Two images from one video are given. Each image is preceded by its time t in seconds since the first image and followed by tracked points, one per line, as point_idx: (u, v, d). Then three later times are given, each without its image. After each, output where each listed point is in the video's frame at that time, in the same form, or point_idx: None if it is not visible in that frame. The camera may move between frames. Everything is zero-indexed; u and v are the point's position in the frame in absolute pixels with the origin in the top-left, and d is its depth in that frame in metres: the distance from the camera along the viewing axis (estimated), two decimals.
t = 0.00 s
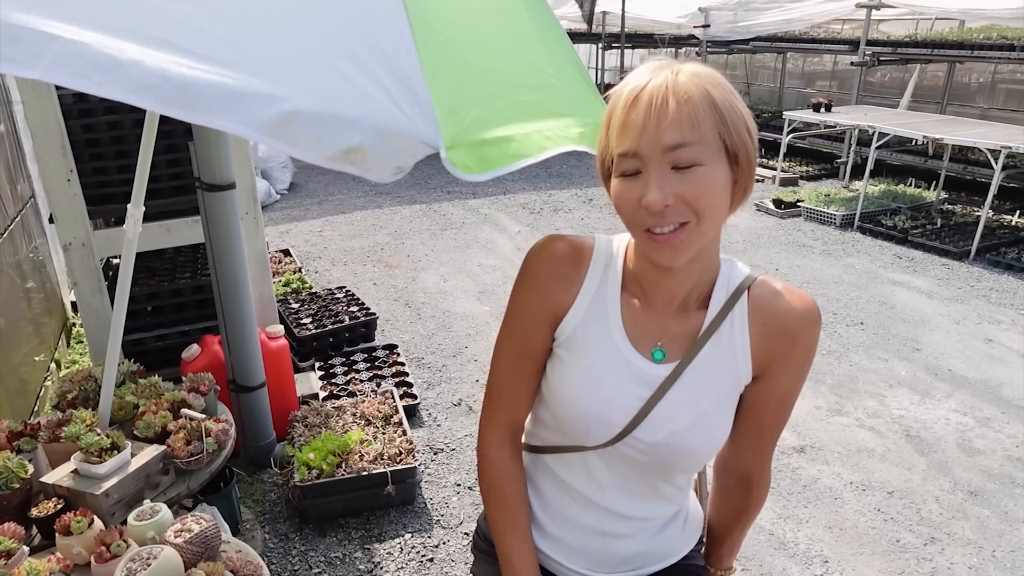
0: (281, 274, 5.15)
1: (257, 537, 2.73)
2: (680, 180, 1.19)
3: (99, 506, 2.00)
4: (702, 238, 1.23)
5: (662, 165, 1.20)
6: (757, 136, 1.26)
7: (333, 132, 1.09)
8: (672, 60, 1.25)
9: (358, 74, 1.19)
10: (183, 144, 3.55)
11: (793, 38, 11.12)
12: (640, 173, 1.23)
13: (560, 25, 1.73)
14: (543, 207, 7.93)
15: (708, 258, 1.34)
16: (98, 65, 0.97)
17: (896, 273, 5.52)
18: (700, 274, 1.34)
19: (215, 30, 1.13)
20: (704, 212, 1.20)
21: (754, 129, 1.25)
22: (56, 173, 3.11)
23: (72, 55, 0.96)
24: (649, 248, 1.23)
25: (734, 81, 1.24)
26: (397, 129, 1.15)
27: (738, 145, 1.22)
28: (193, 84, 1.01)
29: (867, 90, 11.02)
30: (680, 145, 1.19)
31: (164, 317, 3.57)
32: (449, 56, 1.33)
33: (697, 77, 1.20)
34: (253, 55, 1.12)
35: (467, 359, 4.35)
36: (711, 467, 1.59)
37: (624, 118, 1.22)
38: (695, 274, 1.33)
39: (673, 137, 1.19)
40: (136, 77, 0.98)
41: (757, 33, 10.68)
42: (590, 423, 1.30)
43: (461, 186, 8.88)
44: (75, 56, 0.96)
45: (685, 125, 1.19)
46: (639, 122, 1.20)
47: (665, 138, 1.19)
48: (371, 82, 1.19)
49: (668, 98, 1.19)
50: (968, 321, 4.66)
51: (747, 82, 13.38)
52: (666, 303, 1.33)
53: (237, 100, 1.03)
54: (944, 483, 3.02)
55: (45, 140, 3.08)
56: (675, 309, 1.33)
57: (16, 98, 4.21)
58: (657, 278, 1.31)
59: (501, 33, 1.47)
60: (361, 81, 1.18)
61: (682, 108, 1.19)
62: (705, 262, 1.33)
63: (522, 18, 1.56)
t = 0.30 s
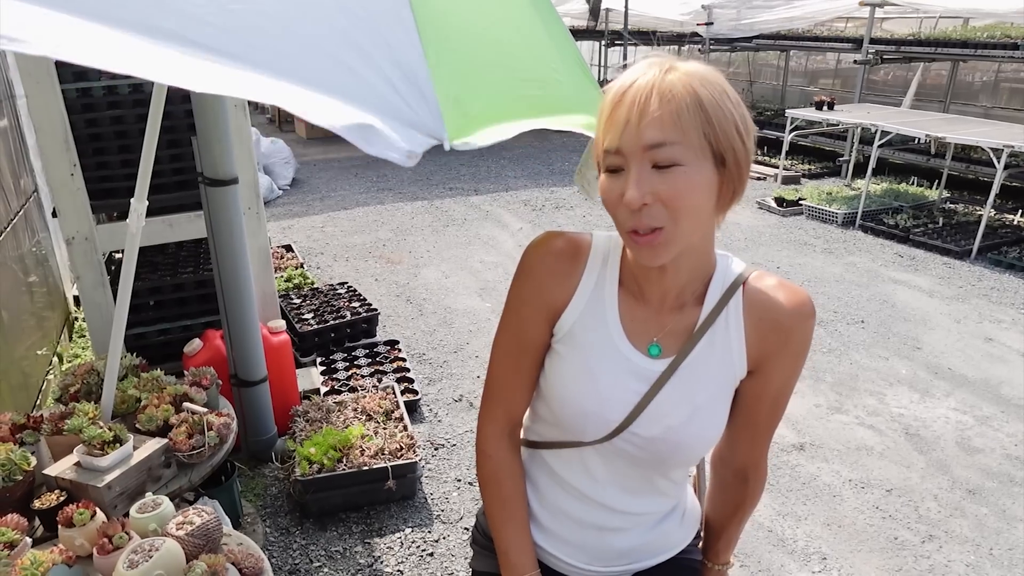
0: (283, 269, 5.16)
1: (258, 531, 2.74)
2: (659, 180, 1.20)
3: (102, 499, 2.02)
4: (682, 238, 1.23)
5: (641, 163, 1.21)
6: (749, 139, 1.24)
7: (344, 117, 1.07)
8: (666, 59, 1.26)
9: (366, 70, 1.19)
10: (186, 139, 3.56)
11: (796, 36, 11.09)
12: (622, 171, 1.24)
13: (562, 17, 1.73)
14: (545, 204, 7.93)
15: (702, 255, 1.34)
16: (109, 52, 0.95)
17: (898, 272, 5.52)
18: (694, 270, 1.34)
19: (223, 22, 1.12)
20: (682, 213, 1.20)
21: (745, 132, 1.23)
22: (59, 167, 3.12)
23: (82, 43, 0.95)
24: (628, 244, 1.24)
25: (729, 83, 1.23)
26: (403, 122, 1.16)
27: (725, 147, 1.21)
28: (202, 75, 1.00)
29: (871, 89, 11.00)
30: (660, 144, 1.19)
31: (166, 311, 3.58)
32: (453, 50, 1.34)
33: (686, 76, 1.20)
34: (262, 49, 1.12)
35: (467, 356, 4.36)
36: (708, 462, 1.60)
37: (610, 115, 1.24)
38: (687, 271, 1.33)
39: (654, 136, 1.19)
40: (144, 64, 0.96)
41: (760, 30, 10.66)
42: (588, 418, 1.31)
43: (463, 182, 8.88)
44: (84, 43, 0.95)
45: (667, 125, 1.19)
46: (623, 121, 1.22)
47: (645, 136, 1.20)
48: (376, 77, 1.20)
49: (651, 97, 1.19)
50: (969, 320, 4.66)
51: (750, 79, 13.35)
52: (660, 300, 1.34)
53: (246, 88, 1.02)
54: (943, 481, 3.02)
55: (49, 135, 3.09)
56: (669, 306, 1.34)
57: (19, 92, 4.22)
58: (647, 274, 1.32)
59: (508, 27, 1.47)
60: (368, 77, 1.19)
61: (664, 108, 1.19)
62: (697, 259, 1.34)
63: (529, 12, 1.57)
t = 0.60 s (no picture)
0: (283, 268, 5.17)
1: (258, 530, 2.75)
2: (641, 190, 1.20)
3: (101, 497, 2.02)
4: (667, 247, 1.24)
5: (625, 172, 1.21)
6: (738, 143, 1.23)
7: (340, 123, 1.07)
8: (654, 62, 1.25)
9: (364, 70, 1.19)
10: (187, 139, 3.57)
11: (798, 36, 11.09)
12: (608, 180, 1.25)
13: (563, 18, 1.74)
14: (546, 204, 7.94)
15: (696, 258, 1.34)
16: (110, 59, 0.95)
17: (898, 273, 5.52)
18: (688, 272, 1.35)
19: (223, 23, 1.13)
20: (666, 222, 1.21)
21: (733, 136, 1.22)
22: (60, 166, 3.12)
23: (83, 46, 0.95)
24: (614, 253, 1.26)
25: (717, 86, 1.22)
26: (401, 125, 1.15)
27: (710, 153, 1.20)
28: (201, 77, 1.00)
29: (872, 90, 11.00)
30: (642, 155, 1.20)
31: (166, 310, 3.59)
32: (451, 52, 1.35)
33: (669, 83, 1.20)
34: (262, 50, 1.13)
35: (467, 355, 4.36)
36: (706, 462, 1.60)
37: (595, 124, 1.25)
38: (680, 274, 1.34)
39: (635, 147, 1.20)
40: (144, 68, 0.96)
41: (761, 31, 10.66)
42: (584, 418, 1.32)
43: (464, 182, 8.89)
44: (84, 48, 0.95)
45: (649, 134, 1.19)
46: (607, 130, 1.23)
47: (627, 146, 1.20)
48: (375, 78, 1.19)
49: (632, 107, 1.20)
50: (969, 321, 4.65)
51: (751, 80, 13.34)
52: (654, 301, 1.34)
53: (243, 91, 1.03)
54: (942, 482, 3.02)
55: (50, 134, 3.09)
56: (663, 307, 1.34)
57: (21, 91, 4.23)
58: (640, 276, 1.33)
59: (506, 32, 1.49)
60: (367, 77, 1.18)
61: (646, 117, 1.19)
62: (691, 261, 1.34)
63: (528, 15, 1.58)
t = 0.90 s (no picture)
0: (284, 268, 5.17)
1: (258, 528, 2.76)
2: (644, 183, 1.21)
3: (102, 495, 2.03)
4: (669, 242, 1.24)
5: (628, 166, 1.22)
6: (738, 145, 1.24)
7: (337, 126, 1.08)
8: (657, 64, 1.27)
9: (362, 73, 1.20)
10: (188, 138, 3.58)
11: (798, 37, 11.09)
12: (610, 174, 1.25)
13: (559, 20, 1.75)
14: (546, 204, 7.94)
15: (692, 258, 1.35)
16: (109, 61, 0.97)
17: (898, 274, 5.52)
18: (685, 273, 1.35)
19: (224, 27, 1.15)
20: (668, 218, 1.21)
21: (734, 137, 1.23)
22: (62, 166, 3.13)
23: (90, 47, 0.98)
24: (615, 247, 1.25)
25: (719, 88, 1.23)
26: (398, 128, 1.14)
27: (712, 151, 1.21)
28: (199, 77, 1.02)
29: (872, 90, 11.00)
30: (646, 149, 1.20)
31: (167, 309, 3.60)
32: (448, 56, 1.36)
33: (675, 80, 1.21)
34: (262, 54, 1.14)
35: (467, 355, 4.37)
36: (703, 462, 1.61)
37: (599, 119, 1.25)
38: (678, 275, 1.34)
39: (639, 141, 1.20)
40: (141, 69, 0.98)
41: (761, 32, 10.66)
42: (582, 419, 1.32)
43: (465, 182, 8.90)
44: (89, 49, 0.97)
45: (653, 129, 1.20)
46: (611, 125, 1.23)
47: (631, 140, 1.21)
48: (373, 81, 1.20)
49: (638, 102, 1.21)
50: (968, 321, 4.66)
51: (751, 81, 13.34)
52: (651, 301, 1.35)
53: (240, 92, 1.04)
54: (940, 482, 3.03)
55: (52, 133, 3.10)
56: (660, 308, 1.35)
57: (23, 91, 4.25)
58: (640, 276, 1.33)
59: (501, 38, 1.50)
60: (364, 80, 1.19)
61: (650, 112, 1.20)
62: (688, 262, 1.34)
63: (522, 19, 1.60)
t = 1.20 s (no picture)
0: (286, 268, 5.18)
1: (259, 528, 2.76)
2: (680, 165, 1.20)
3: (103, 494, 2.04)
4: (700, 227, 1.24)
5: (661, 149, 1.21)
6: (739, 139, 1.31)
7: (330, 128, 1.15)
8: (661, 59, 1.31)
9: (357, 73, 1.21)
10: (189, 139, 3.59)
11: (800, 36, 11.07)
12: (637, 161, 1.23)
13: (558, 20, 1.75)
14: (548, 204, 7.94)
15: (694, 256, 1.35)
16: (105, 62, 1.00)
17: (900, 272, 5.51)
18: (687, 272, 1.35)
19: (219, 26, 1.15)
20: (701, 201, 1.21)
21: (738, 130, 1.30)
22: (63, 166, 3.14)
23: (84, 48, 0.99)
24: (649, 234, 1.22)
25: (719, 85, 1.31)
26: (392, 127, 1.18)
27: (726, 140, 1.26)
28: (194, 78, 1.04)
29: (874, 89, 10.97)
30: (679, 130, 1.21)
31: (169, 309, 3.61)
32: (446, 56, 1.37)
33: (689, 70, 1.25)
34: (257, 53, 1.14)
35: (469, 355, 4.37)
36: (702, 462, 1.61)
37: (618, 107, 1.24)
38: (681, 273, 1.34)
39: (671, 122, 1.21)
40: (137, 70, 1.02)
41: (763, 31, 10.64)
42: (580, 420, 1.32)
43: (466, 182, 8.90)
44: (81, 50, 0.99)
45: (682, 112, 1.22)
46: (640, 109, 1.22)
47: (663, 123, 1.21)
48: (368, 81, 1.22)
49: (663, 85, 1.22)
50: (970, 320, 4.64)
51: (753, 80, 13.32)
52: (653, 300, 1.34)
53: (235, 96, 1.08)
54: (942, 481, 3.02)
55: (54, 134, 3.11)
56: (662, 307, 1.35)
57: (25, 92, 4.26)
58: (644, 274, 1.33)
59: (500, 38, 1.50)
60: (359, 79, 1.21)
61: (679, 96, 1.22)
62: (692, 260, 1.34)
63: (519, 20, 1.60)
